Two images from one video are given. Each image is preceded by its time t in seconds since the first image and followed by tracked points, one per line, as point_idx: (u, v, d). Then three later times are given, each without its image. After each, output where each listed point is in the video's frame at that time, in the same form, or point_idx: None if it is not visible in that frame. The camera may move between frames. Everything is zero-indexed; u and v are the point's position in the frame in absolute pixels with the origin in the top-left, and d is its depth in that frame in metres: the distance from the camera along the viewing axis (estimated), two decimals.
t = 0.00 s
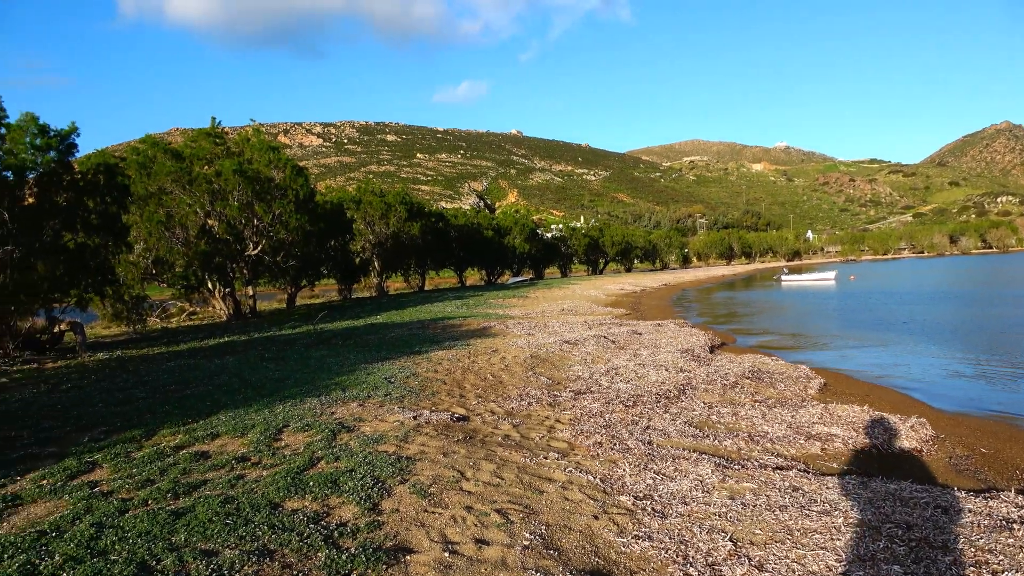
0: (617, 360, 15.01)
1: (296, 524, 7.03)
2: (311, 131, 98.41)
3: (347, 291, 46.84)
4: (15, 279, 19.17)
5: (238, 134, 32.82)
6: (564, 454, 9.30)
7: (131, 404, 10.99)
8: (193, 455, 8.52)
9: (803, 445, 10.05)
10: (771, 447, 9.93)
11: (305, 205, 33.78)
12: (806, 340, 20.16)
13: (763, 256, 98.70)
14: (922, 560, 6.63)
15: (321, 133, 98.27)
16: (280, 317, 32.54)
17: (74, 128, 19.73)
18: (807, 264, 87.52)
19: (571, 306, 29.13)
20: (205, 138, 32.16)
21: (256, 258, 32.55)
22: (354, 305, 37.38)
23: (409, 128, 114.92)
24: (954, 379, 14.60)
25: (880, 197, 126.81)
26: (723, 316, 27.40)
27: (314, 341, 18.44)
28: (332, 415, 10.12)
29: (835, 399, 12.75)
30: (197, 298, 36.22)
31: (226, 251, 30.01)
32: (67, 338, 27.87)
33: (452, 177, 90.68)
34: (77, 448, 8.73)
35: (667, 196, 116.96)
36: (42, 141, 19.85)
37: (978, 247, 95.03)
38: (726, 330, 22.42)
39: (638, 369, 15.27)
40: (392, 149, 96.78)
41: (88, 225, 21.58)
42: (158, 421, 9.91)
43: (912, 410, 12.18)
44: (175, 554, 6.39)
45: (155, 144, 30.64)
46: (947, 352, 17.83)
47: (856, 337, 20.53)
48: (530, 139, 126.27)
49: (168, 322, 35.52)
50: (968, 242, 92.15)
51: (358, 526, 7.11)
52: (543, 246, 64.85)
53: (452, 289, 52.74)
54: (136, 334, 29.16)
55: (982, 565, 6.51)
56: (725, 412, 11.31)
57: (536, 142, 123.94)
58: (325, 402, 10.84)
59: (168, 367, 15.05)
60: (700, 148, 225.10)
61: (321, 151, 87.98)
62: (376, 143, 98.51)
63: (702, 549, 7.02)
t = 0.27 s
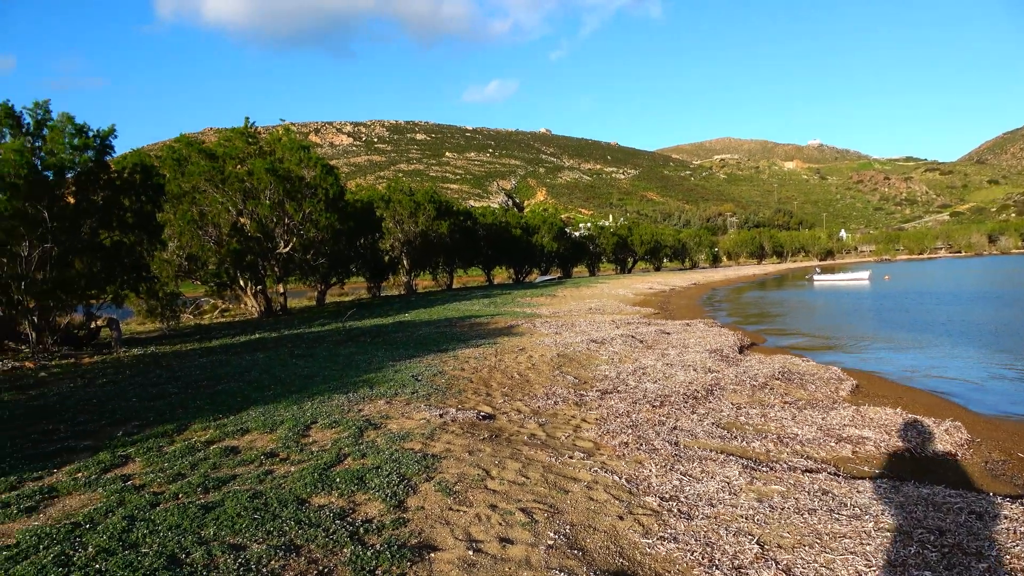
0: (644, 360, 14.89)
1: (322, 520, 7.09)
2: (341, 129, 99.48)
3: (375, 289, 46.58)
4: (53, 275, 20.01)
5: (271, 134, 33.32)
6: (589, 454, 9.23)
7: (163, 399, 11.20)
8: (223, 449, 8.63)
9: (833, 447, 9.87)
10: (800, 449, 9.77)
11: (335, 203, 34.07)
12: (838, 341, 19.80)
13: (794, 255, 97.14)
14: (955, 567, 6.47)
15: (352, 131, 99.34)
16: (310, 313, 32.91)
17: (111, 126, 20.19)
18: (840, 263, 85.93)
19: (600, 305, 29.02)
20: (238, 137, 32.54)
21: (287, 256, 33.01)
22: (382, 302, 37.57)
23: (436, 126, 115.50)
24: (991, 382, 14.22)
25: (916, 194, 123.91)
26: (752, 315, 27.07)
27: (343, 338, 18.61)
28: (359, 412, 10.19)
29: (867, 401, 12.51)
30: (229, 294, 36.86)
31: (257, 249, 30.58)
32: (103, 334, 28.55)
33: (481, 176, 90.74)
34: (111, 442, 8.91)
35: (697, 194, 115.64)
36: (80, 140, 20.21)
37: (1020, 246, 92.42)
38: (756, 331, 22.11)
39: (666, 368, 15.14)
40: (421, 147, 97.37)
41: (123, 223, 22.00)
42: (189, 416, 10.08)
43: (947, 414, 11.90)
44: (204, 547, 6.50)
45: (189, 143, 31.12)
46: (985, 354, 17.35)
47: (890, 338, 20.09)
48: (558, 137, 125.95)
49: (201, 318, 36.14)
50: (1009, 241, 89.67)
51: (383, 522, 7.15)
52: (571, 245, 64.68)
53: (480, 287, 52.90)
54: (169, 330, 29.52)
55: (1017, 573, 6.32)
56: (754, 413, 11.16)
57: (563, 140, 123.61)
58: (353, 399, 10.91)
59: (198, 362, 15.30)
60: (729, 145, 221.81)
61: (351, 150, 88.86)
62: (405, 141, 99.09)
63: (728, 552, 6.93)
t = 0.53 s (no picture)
0: (676, 361, 14.74)
1: (351, 516, 7.11)
2: (374, 128, 100.57)
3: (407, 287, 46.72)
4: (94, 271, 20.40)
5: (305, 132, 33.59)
6: (618, 456, 9.14)
7: (198, 393, 11.38)
8: (255, 444, 8.72)
9: (868, 453, 9.64)
10: (834, 454, 9.57)
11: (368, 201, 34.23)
12: (875, 344, 19.39)
13: (831, 255, 95.26)
14: None
15: (386, 130, 100.39)
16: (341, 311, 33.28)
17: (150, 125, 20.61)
18: (877, 264, 84.08)
19: (631, 305, 28.87)
20: (273, 135, 32.78)
21: (319, 254, 33.40)
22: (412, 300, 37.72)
23: (467, 125, 116.05)
24: None
25: (957, 194, 120.62)
26: (784, 317, 26.70)
27: (373, 336, 18.75)
28: (388, 409, 10.23)
29: (904, 406, 12.23)
30: (263, 291, 37.49)
31: (291, 246, 31.15)
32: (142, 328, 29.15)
33: (513, 174, 90.66)
34: (148, 435, 9.06)
35: (731, 193, 113.89)
36: (120, 139, 20.67)
37: None
38: (789, 333, 21.74)
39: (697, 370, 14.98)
40: (452, 146, 97.84)
41: (162, 220, 22.67)
42: (223, 410, 10.22)
43: (988, 421, 11.58)
44: (236, 541, 6.57)
45: (227, 142, 31.49)
46: None
47: (928, 343, 19.60)
48: (589, 135, 125.44)
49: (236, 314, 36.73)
50: None
51: (412, 520, 7.15)
52: (603, 245, 64.58)
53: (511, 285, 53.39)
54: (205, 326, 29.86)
55: None
56: (786, 417, 10.97)
57: (595, 138, 123.04)
58: (383, 396, 10.96)
59: (231, 357, 15.52)
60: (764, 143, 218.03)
61: (383, 148, 89.73)
62: (437, 140, 99.61)
63: (759, 557, 6.80)
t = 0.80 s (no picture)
0: (700, 362, 14.62)
1: (375, 513, 7.14)
2: (398, 127, 101.20)
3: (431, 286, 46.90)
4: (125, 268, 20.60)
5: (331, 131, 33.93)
6: (641, 456, 9.08)
7: (225, 389, 11.53)
8: (281, 441, 8.80)
9: (895, 456, 9.48)
10: (861, 457, 9.42)
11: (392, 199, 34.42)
12: (904, 346, 19.06)
13: (859, 255, 93.72)
14: None
15: (410, 129, 101.11)
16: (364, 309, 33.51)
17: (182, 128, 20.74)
18: (906, 265, 82.58)
19: (655, 305, 28.73)
20: (299, 135, 33.02)
21: (343, 252, 33.68)
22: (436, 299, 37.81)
23: (490, 124, 116.23)
24: None
25: (989, 194, 117.92)
26: (810, 318, 26.40)
27: (397, 334, 18.84)
28: (412, 407, 10.27)
29: (933, 409, 12.02)
30: (289, 289, 37.90)
31: (317, 245, 31.56)
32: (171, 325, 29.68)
33: (537, 173, 90.48)
34: (175, 431, 9.19)
35: (756, 192, 112.47)
36: (151, 139, 20.88)
37: None
38: (815, 334, 21.48)
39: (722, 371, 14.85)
40: (476, 146, 98.05)
41: (191, 219, 23.02)
42: (248, 407, 10.33)
43: (1020, 425, 11.32)
44: (262, 536, 6.62)
45: (253, 142, 31.73)
46: None
47: (959, 345, 19.20)
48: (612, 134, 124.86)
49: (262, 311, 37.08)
50: None
51: (435, 518, 7.16)
52: (626, 245, 64.33)
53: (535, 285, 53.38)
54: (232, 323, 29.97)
55: None
56: (812, 419, 10.83)
57: (618, 137, 122.42)
58: (406, 394, 11.00)
59: (257, 355, 15.70)
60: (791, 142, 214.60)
61: (407, 148, 90.32)
62: (461, 139, 99.89)
63: (784, 561, 6.71)
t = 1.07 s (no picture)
0: (724, 363, 14.50)
1: (398, 512, 7.15)
2: (421, 128, 101.90)
3: (454, 285, 47.46)
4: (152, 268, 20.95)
5: (356, 131, 34.14)
6: (665, 457, 9.01)
7: (251, 387, 11.66)
8: (306, 438, 8.86)
9: (924, 460, 9.32)
10: (888, 461, 9.27)
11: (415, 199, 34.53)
12: (934, 348, 18.68)
13: (886, 256, 92.21)
14: None
15: (433, 130, 101.87)
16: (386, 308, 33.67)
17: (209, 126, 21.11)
18: (935, 266, 81.01)
19: (678, 305, 28.58)
20: (324, 135, 33.24)
21: (367, 252, 33.94)
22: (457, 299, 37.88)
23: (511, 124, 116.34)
24: None
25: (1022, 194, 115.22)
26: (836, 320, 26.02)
27: (420, 333, 18.91)
28: (435, 406, 10.31)
29: (964, 413, 11.77)
30: (313, 288, 38.26)
31: (340, 244, 31.81)
32: (199, 323, 30.18)
33: (560, 173, 90.45)
34: (202, 428, 9.29)
35: (780, 191, 111.32)
36: (178, 140, 21.25)
37: None
38: (841, 335, 21.26)
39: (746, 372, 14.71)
40: (499, 145, 98.10)
41: (217, 219, 23.22)
42: (273, 404, 10.43)
43: None
44: (287, 532, 6.67)
45: (279, 143, 32.17)
46: None
47: (992, 348, 18.76)
48: (633, 134, 124.30)
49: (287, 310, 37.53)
50: None
51: (458, 516, 7.17)
52: (649, 244, 64.02)
53: (557, 284, 53.41)
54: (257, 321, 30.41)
55: None
56: (838, 421, 10.68)
57: (640, 137, 121.85)
58: (429, 393, 11.04)
59: (281, 353, 15.86)
60: (817, 141, 211.33)
61: (430, 147, 90.94)
62: (484, 139, 100.17)
63: (809, 564, 6.62)
